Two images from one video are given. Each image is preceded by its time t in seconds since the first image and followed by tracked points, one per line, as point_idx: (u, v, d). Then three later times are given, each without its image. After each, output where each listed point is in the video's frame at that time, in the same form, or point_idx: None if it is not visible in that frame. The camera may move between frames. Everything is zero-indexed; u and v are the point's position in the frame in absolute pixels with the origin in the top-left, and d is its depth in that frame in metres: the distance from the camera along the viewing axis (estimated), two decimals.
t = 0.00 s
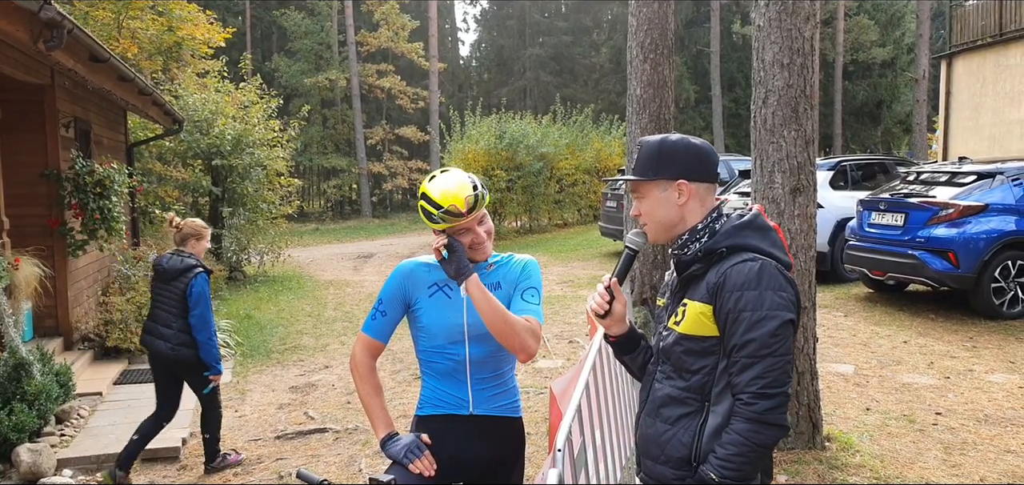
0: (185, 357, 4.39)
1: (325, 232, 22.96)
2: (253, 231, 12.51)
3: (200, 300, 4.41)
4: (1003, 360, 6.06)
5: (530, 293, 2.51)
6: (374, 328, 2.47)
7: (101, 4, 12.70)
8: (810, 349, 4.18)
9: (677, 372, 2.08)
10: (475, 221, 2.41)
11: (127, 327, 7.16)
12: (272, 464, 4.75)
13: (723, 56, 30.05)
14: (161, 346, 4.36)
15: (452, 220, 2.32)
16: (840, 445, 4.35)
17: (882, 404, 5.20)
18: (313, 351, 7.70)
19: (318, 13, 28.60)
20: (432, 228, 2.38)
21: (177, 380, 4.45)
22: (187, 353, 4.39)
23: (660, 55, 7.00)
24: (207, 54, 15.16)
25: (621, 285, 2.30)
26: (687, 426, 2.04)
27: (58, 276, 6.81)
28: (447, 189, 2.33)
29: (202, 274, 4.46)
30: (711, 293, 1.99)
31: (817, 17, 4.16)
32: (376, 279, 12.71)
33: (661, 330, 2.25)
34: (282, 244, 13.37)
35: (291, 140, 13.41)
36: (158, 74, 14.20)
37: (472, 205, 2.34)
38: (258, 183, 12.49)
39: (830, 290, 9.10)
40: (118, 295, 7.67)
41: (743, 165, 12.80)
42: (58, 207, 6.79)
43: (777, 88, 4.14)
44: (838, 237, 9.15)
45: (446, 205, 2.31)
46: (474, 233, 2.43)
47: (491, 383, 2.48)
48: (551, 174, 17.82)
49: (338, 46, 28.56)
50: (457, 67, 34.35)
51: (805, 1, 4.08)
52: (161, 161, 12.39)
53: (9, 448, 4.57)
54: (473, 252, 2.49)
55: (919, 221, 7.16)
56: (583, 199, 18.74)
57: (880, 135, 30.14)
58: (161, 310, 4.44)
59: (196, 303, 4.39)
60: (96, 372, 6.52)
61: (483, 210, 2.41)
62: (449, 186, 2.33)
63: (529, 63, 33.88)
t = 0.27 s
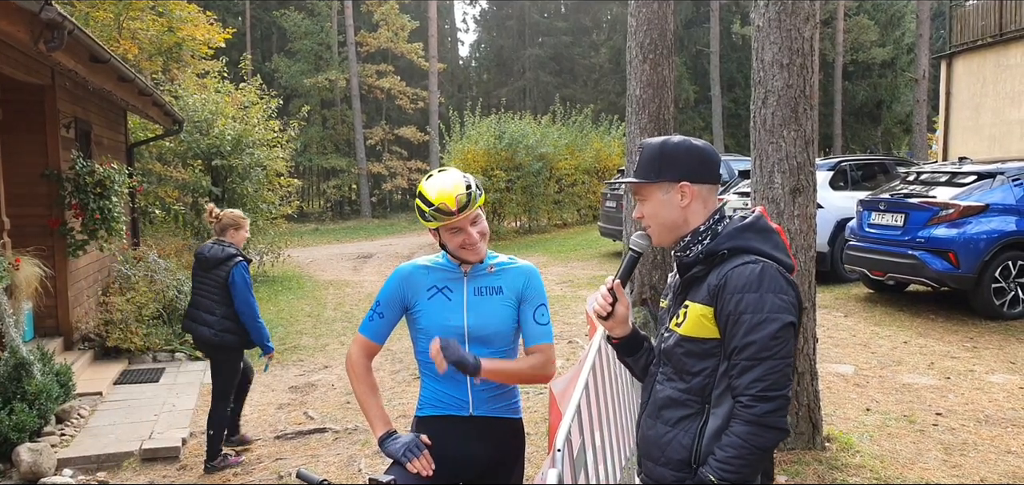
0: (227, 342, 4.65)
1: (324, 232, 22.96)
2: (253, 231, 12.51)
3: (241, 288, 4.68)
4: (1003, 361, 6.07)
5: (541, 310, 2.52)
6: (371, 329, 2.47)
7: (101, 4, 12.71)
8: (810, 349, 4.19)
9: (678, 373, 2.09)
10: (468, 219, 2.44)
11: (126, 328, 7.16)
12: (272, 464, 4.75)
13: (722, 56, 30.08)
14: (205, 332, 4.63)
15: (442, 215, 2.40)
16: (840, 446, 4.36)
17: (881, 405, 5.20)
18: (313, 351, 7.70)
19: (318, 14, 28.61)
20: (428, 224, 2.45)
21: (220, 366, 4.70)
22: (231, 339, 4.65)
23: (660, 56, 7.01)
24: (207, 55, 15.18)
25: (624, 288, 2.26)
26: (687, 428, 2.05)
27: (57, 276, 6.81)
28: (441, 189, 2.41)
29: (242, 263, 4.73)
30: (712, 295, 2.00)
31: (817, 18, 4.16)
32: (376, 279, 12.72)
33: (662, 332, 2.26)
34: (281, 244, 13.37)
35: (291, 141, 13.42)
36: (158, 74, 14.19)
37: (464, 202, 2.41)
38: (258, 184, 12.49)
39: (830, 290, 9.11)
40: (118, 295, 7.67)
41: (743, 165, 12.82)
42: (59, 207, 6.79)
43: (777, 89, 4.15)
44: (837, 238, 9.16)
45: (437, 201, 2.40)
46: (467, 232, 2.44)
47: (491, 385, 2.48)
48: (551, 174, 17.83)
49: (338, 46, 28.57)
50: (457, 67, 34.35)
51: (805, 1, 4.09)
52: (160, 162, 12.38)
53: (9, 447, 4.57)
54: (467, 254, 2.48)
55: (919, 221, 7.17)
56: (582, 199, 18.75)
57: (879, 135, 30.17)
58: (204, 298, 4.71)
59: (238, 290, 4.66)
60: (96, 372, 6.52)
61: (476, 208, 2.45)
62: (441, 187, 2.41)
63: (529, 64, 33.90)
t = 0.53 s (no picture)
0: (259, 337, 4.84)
1: (324, 233, 22.97)
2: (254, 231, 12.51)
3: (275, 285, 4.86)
4: (1003, 361, 6.08)
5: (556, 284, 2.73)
6: (364, 332, 2.49)
7: (101, 5, 12.73)
8: (809, 349, 4.19)
9: (676, 373, 2.09)
10: (475, 212, 2.49)
11: (126, 329, 7.16)
12: (272, 465, 4.75)
13: (722, 56, 30.10)
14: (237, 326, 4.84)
15: (455, 201, 2.43)
16: (840, 446, 4.36)
17: (882, 405, 5.21)
18: (313, 352, 7.70)
19: (317, 14, 28.62)
20: (433, 216, 2.47)
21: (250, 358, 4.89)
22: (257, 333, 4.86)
23: (659, 56, 7.02)
24: (207, 55, 15.20)
25: (626, 293, 2.30)
26: (686, 429, 2.06)
27: (58, 277, 6.81)
28: (448, 182, 2.47)
29: (277, 261, 4.89)
30: (709, 295, 2.00)
31: (817, 18, 4.17)
32: (376, 280, 12.72)
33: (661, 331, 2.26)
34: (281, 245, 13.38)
35: (291, 141, 13.42)
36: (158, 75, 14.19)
37: (474, 194, 2.46)
38: (258, 184, 12.50)
39: (830, 290, 9.12)
40: (118, 296, 7.67)
41: (743, 165, 12.83)
42: (58, 208, 6.79)
43: (776, 89, 4.15)
44: (837, 238, 9.16)
45: (450, 190, 2.44)
46: (475, 224, 2.49)
47: (491, 382, 2.49)
48: (551, 175, 17.83)
49: (338, 47, 28.58)
50: (456, 68, 34.35)
51: (804, 1, 4.09)
52: (160, 162, 12.39)
53: (9, 448, 4.57)
54: (471, 249, 2.50)
55: (919, 221, 7.17)
56: (582, 199, 18.75)
57: (879, 136, 30.18)
58: (240, 293, 4.91)
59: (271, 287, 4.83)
60: (96, 373, 6.52)
61: (483, 202, 2.50)
62: (452, 181, 2.47)
63: (528, 64, 33.92)
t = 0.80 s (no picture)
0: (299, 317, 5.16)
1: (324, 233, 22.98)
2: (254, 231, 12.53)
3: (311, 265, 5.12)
4: (1003, 362, 6.08)
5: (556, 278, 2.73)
6: (370, 336, 2.45)
7: (101, 6, 12.74)
8: (810, 349, 4.19)
9: (676, 374, 2.09)
10: (480, 206, 2.51)
11: (127, 329, 7.16)
12: (272, 465, 4.75)
13: (723, 56, 30.11)
14: (279, 307, 5.15)
15: (462, 193, 2.46)
16: (840, 447, 4.36)
17: (882, 405, 5.21)
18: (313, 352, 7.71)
19: (318, 15, 28.63)
20: (438, 207, 2.49)
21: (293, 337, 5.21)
22: (299, 312, 5.14)
23: (659, 56, 7.02)
24: (207, 55, 15.20)
25: (622, 288, 2.29)
26: (685, 429, 2.06)
27: (58, 277, 6.81)
28: (454, 176, 2.49)
29: (313, 244, 5.18)
30: (710, 295, 2.00)
31: (817, 18, 4.17)
32: (377, 280, 12.72)
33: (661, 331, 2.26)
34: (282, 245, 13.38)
35: (291, 141, 13.43)
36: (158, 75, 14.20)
37: (480, 187, 2.49)
38: (258, 184, 12.51)
39: (830, 290, 9.12)
40: (118, 296, 7.67)
41: (743, 165, 12.83)
42: (59, 208, 6.79)
43: (777, 89, 4.16)
44: (837, 238, 9.17)
45: (457, 183, 2.47)
46: (479, 218, 2.51)
47: (492, 382, 2.50)
48: (551, 175, 17.83)
49: (338, 47, 28.59)
50: (457, 68, 34.36)
51: (805, 1, 4.09)
52: (161, 162, 12.39)
53: (10, 447, 4.58)
54: (472, 244, 2.50)
55: (920, 222, 7.17)
56: (583, 200, 18.76)
57: (880, 136, 30.19)
58: (280, 276, 5.22)
59: (307, 268, 5.10)
60: (97, 373, 6.53)
61: (487, 198, 2.52)
62: (461, 174, 2.50)
63: (529, 64, 33.93)
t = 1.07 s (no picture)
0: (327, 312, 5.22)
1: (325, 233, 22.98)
2: (254, 231, 12.53)
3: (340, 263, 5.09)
4: (1003, 361, 6.08)
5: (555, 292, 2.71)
6: (370, 336, 2.45)
7: (101, 6, 12.74)
8: (810, 349, 4.19)
9: (676, 374, 2.09)
10: (481, 205, 2.51)
11: (127, 329, 7.16)
12: (273, 465, 4.75)
13: (723, 56, 30.12)
14: (309, 302, 5.21)
15: (464, 191, 2.47)
16: (840, 446, 4.36)
17: (882, 405, 5.21)
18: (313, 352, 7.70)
19: (318, 14, 28.64)
20: (440, 206, 2.50)
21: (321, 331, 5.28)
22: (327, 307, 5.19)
23: (659, 56, 7.01)
24: (207, 55, 15.20)
25: (624, 290, 2.30)
26: (685, 429, 2.06)
27: (58, 277, 6.81)
28: (455, 176, 2.51)
29: (340, 241, 5.11)
30: (711, 295, 2.00)
31: (818, 18, 4.16)
32: (377, 280, 12.73)
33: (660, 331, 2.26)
34: (282, 245, 13.38)
35: (291, 141, 13.43)
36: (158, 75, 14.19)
37: (483, 187, 2.50)
38: (258, 184, 12.51)
39: (830, 290, 9.11)
40: (118, 296, 7.66)
41: (743, 165, 12.82)
42: (59, 208, 6.79)
43: (777, 89, 4.15)
44: (837, 238, 9.17)
45: (459, 181, 2.48)
46: (480, 218, 2.51)
47: (490, 383, 2.49)
48: (551, 175, 17.82)
49: (338, 47, 28.59)
50: (457, 68, 34.36)
51: (805, 1, 4.09)
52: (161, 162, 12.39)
53: (10, 448, 4.58)
54: (473, 243, 2.50)
55: (920, 221, 7.17)
56: (583, 200, 18.76)
57: (880, 136, 30.19)
58: (310, 272, 5.25)
59: (332, 264, 5.05)
60: (97, 373, 6.53)
61: (489, 198, 2.52)
62: (463, 173, 2.52)
63: (529, 64, 33.92)
